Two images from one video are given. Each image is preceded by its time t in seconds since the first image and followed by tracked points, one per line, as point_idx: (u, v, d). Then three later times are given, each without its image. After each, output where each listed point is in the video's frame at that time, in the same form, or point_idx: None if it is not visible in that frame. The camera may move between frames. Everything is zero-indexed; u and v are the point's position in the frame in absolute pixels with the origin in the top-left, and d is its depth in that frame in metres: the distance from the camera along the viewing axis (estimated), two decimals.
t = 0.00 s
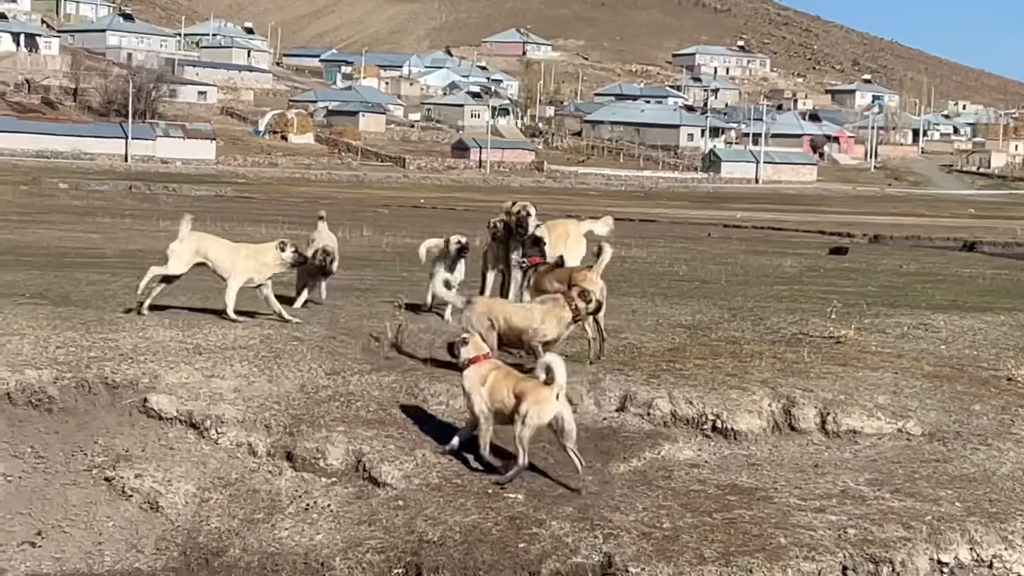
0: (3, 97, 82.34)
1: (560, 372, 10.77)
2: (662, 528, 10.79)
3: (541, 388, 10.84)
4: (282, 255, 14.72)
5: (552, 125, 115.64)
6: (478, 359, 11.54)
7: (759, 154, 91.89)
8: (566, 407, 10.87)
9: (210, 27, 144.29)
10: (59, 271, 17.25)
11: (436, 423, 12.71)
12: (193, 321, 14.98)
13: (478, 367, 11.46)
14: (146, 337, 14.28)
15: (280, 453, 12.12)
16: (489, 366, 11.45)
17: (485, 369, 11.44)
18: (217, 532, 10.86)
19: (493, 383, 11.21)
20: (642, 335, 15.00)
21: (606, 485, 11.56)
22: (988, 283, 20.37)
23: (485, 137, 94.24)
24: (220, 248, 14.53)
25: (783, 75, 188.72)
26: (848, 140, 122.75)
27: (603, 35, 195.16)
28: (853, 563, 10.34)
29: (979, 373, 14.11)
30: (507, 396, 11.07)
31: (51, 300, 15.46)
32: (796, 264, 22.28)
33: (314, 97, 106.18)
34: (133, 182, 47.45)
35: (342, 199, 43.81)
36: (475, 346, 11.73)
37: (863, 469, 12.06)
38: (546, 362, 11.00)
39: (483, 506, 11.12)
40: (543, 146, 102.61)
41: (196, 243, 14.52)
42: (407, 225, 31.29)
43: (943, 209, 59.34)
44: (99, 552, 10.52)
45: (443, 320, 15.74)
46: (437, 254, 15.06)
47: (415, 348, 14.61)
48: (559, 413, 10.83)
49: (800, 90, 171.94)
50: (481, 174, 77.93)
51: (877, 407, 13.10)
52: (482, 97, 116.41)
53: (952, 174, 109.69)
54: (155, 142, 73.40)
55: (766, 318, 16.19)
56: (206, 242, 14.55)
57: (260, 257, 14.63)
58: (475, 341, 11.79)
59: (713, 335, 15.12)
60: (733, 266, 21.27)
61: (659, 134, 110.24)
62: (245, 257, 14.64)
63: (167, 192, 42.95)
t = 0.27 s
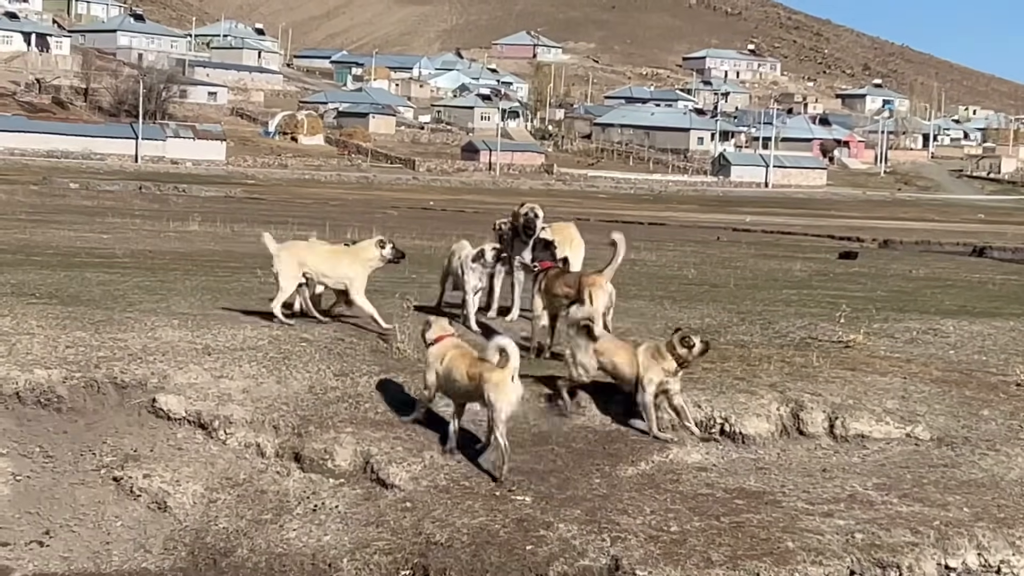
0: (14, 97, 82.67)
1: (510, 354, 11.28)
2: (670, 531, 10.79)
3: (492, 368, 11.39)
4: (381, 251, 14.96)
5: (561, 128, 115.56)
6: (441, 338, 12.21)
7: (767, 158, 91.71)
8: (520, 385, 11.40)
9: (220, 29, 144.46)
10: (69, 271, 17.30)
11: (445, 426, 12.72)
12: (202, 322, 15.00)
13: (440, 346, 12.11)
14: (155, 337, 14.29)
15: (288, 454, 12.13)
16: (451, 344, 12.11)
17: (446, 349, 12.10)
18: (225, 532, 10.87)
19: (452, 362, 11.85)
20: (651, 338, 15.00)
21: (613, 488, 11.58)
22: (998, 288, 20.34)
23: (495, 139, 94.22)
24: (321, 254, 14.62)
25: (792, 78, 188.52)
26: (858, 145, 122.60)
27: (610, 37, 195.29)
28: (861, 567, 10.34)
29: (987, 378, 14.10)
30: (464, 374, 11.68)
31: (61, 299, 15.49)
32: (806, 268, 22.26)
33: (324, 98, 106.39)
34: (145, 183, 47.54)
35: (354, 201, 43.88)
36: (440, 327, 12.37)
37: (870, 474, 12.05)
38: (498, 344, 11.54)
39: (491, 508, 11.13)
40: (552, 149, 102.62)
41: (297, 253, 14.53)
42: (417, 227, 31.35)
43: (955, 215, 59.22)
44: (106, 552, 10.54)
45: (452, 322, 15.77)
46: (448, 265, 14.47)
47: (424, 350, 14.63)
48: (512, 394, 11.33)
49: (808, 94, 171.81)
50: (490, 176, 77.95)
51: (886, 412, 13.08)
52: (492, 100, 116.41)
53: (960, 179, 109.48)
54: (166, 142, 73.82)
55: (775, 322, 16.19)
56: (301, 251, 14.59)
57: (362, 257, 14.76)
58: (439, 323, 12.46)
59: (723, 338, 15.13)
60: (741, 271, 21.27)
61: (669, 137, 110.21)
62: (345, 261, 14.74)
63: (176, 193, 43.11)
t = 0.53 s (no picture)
0: (14, 101, 82.70)
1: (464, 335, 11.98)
2: (669, 538, 10.78)
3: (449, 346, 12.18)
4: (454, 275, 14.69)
5: (561, 134, 115.52)
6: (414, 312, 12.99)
7: (767, 165, 91.73)
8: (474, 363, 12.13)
9: (222, 33, 144.40)
10: (69, 274, 17.28)
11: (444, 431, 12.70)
12: (201, 326, 14.98)
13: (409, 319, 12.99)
14: (155, 341, 14.27)
15: (287, 459, 12.12)
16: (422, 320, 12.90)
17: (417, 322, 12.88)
18: (224, 536, 10.85)
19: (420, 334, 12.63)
20: (651, 345, 15.06)
21: (612, 494, 11.58)
22: (998, 296, 20.33)
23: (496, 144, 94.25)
24: (397, 266, 14.53)
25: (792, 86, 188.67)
26: (859, 152, 122.58)
27: (610, 45, 195.62)
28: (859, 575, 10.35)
29: (987, 386, 14.10)
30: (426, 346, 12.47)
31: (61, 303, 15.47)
32: (805, 275, 22.26)
33: (325, 103, 106.54)
34: (146, 187, 47.49)
35: (357, 206, 43.90)
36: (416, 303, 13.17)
37: (869, 481, 12.04)
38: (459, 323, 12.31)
39: (490, 514, 11.11)
40: (552, 154, 102.66)
41: (374, 261, 14.51)
42: (418, 232, 31.31)
43: (957, 222, 59.19)
44: (105, 556, 10.50)
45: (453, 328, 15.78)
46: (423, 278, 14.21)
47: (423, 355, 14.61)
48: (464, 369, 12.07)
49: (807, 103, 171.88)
50: (490, 182, 77.96)
51: (885, 419, 13.08)
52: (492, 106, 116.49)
53: (960, 187, 109.51)
54: (166, 146, 74.01)
55: (775, 329, 16.18)
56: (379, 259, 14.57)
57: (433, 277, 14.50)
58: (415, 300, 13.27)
59: (722, 345, 15.13)
60: (741, 277, 21.26)
61: (670, 144, 110.34)
62: (418, 279, 14.78)
63: (176, 197, 43.02)
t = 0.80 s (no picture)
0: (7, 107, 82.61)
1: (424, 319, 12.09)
2: (662, 546, 10.76)
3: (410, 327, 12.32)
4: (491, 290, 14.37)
5: (555, 141, 115.51)
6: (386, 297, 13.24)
7: (760, 173, 91.91)
8: (435, 351, 12.20)
9: (214, 38, 144.24)
10: (61, 281, 17.26)
11: (437, 438, 12.69)
12: (194, 333, 14.97)
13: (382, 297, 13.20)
14: (148, 349, 14.26)
15: (280, 467, 12.10)
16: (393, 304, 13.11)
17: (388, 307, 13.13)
18: (216, 545, 10.82)
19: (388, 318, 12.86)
20: (644, 354, 15.08)
21: (605, 502, 11.56)
22: (990, 305, 20.36)
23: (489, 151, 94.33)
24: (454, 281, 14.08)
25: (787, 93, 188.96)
26: (852, 159, 122.62)
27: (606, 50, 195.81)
28: None
29: (980, 395, 14.12)
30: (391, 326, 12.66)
31: (53, 309, 15.46)
32: (798, 283, 22.29)
33: (318, 109, 106.57)
34: (139, 194, 47.44)
35: (351, 213, 43.94)
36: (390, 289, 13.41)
37: (862, 489, 12.05)
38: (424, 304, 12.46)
39: (483, 521, 11.10)
40: (545, 162, 102.75)
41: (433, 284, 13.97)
42: (411, 238, 31.35)
43: (948, 230, 59.32)
44: (97, 564, 10.47)
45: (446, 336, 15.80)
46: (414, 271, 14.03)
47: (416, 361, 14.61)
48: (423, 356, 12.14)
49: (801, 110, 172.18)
50: (483, 189, 77.99)
51: (878, 428, 13.09)
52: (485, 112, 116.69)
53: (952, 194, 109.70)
54: (159, 153, 74.03)
55: (768, 337, 16.20)
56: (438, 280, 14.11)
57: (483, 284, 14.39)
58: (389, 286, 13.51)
59: (716, 352, 15.14)
60: (735, 285, 21.29)
61: (664, 151, 110.48)
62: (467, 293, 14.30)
63: (170, 204, 43.04)
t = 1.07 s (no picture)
0: None
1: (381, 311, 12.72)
2: (650, 553, 10.76)
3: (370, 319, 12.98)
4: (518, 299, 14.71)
5: (542, 149, 115.48)
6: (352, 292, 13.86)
7: (748, 180, 92.10)
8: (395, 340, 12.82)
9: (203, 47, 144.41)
10: (48, 290, 17.25)
11: (425, 445, 12.69)
12: (182, 342, 14.95)
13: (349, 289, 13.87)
14: (135, 357, 14.26)
15: (267, 475, 12.09)
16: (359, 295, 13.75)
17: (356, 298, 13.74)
18: (204, 553, 10.81)
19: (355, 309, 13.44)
20: (632, 361, 15.10)
21: (592, 510, 11.56)
22: (979, 311, 20.37)
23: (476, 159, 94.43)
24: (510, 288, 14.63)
25: (778, 102, 189.39)
26: (838, 166, 122.68)
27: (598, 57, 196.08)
28: None
29: (967, 401, 14.14)
30: (356, 315, 13.30)
31: (39, 317, 15.46)
32: (786, 290, 22.32)
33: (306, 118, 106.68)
34: (126, 203, 47.39)
35: (337, 221, 43.91)
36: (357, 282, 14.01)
37: (849, 496, 12.06)
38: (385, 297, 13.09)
39: (471, 529, 11.09)
40: (533, 170, 102.75)
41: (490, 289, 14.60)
42: (397, 246, 31.34)
43: (934, 237, 59.37)
44: (85, 572, 10.43)
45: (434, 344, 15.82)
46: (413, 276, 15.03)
47: (406, 367, 14.61)
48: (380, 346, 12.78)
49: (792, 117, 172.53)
50: (471, 197, 77.94)
51: (865, 434, 13.11)
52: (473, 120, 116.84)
53: (940, 202, 109.85)
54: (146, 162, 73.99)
55: (756, 344, 16.20)
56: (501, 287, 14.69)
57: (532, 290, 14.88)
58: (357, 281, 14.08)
59: (703, 360, 15.17)
60: (724, 292, 21.30)
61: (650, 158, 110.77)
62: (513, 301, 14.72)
63: (157, 213, 43.05)
